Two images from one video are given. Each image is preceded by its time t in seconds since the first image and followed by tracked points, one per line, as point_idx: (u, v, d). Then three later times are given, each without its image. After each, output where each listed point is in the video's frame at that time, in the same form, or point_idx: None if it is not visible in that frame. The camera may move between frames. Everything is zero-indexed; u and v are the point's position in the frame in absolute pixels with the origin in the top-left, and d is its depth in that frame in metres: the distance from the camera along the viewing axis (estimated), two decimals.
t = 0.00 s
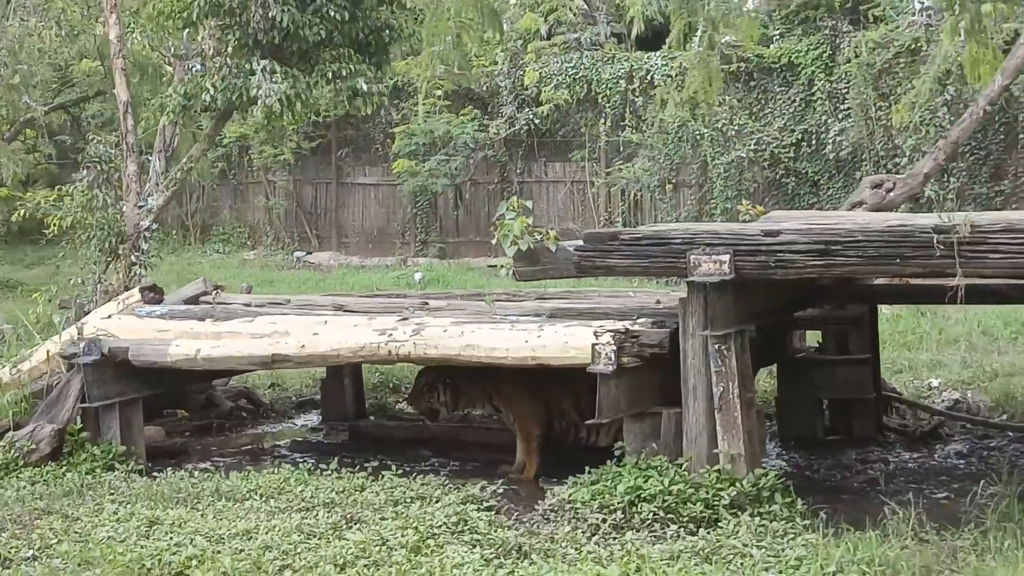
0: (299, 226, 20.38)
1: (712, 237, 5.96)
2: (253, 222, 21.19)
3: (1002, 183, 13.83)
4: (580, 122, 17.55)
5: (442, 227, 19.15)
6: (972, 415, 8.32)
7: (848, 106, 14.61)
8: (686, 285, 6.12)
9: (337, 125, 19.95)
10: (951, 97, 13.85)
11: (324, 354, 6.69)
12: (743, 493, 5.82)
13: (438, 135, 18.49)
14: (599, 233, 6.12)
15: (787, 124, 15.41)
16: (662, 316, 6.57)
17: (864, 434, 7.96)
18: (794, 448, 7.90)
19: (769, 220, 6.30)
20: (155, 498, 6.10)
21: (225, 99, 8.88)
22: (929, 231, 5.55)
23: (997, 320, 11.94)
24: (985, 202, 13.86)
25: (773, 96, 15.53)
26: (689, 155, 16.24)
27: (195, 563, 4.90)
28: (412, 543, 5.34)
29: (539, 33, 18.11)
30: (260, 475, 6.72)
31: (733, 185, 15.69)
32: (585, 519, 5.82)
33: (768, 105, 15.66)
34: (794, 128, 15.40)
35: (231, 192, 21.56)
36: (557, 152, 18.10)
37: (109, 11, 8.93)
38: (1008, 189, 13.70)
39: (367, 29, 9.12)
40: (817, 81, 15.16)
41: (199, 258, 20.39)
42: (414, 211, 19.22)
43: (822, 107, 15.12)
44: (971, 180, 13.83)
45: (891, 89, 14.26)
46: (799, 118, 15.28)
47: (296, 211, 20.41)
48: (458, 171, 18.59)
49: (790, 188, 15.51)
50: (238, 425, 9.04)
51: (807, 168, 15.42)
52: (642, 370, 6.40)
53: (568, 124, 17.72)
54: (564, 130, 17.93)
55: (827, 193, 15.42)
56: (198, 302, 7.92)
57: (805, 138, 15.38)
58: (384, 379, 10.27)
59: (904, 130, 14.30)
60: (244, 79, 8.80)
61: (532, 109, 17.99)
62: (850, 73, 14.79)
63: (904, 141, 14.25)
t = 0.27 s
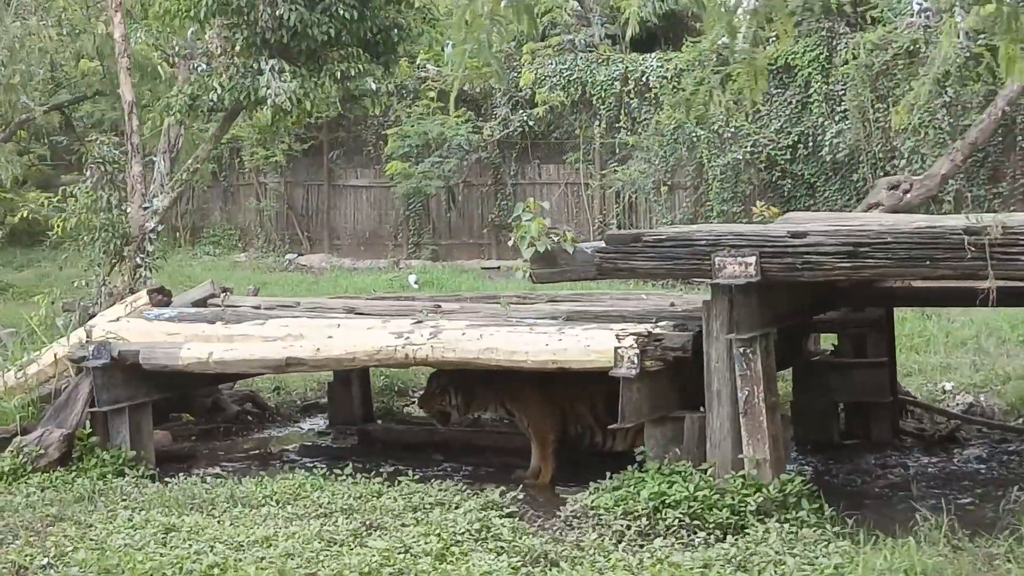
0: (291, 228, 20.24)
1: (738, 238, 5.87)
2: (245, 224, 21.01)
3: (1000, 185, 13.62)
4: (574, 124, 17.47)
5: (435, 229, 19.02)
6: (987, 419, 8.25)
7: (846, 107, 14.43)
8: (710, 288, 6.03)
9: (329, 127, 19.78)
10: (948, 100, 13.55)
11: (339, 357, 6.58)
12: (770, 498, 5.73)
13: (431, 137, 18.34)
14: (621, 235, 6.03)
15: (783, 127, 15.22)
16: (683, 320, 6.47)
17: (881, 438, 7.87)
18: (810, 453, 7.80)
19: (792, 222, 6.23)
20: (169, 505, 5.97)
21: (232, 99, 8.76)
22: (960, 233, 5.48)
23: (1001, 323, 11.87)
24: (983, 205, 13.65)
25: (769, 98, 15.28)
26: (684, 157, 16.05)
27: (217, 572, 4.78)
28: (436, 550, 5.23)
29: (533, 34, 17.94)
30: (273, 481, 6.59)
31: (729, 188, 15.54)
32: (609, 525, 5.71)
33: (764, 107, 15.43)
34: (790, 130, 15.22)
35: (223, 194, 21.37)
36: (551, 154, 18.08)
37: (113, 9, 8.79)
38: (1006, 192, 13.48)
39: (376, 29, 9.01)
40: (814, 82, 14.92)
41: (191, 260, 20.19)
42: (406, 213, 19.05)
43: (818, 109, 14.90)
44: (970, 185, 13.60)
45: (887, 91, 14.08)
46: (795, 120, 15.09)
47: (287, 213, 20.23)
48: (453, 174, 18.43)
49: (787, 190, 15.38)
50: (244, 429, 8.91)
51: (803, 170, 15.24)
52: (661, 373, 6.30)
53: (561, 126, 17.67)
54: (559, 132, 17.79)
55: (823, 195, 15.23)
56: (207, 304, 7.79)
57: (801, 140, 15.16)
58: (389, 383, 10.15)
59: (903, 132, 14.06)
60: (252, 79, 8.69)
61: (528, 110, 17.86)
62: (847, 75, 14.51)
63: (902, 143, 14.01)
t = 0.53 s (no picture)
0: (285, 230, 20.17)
1: (769, 239, 5.78)
2: (240, 225, 20.84)
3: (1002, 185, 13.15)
4: (571, 125, 17.27)
5: (430, 230, 18.87)
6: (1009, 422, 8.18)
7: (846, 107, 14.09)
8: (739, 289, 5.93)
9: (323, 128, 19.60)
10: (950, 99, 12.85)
11: (360, 359, 6.47)
12: (801, 504, 5.63)
13: (427, 138, 18.16)
14: (649, 236, 5.91)
15: (783, 127, 14.86)
16: (710, 322, 6.38)
17: (902, 442, 7.79)
18: (832, 456, 7.72)
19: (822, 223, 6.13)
20: (189, 510, 5.86)
21: (243, 98, 8.64)
22: (997, 233, 5.37)
23: (1010, 325, 11.76)
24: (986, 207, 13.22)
25: (767, 97, 14.77)
26: (683, 155, 15.68)
27: None
28: (465, 557, 5.12)
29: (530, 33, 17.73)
30: (291, 486, 6.47)
31: (728, 190, 15.31)
32: (638, 531, 5.60)
33: (764, 109, 14.99)
34: (790, 131, 14.86)
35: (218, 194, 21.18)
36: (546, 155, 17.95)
37: (122, 6, 8.65)
38: (1007, 192, 13.06)
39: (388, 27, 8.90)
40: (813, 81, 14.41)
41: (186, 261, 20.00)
42: (402, 214, 18.89)
43: (819, 108, 14.48)
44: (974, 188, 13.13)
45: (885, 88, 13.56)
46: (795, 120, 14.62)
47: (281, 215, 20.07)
48: (449, 175, 18.28)
49: (786, 190, 15.09)
50: (255, 432, 8.79)
51: (803, 171, 14.90)
52: (688, 376, 6.21)
53: (558, 127, 17.48)
54: (556, 133, 17.58)
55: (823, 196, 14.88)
56: (219, 305, 7.66)
57: (801, 141, 14.83)
58: (400, 385, 10.03)
59: (905, 133, 13.56)
60: (265, 77, 8.59)
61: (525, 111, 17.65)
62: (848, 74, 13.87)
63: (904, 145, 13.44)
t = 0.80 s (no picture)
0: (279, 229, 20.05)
1: (803, 238, 5.68)
2: (235, 225, 20.65)
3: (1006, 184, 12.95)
4: (569, 124, 17.10)
5: (427, 229, 18.73)
6: None
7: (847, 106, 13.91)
8: (772, 289, 5.84)
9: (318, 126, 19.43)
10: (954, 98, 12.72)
11: (382, 361, 6.35)
12: (836, 508, 5.53)
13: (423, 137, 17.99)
14: (679, 235, 5.82)
15: (783, 126, 14.61)
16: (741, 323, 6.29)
17: (926, 444, 7.71)
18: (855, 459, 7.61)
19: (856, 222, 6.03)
20: (211, 514, 5.73)
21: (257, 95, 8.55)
22: None
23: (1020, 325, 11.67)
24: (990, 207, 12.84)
25: (767, 96, 14.76)
26: (681, 154, 15.59)
27: None
28: (499, 563, 5.00)
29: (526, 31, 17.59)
30: (313, 489, 6.35)
31: (728, 188, 15.08)
32: (671, 535, 5.50)
33: (765, 108, 14.87)
34: (790, 130, 14.61)
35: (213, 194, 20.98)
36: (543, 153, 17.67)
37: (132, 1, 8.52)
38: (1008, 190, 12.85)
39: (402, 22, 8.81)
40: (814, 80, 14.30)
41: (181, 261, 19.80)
42: (398, 213, 18.74)
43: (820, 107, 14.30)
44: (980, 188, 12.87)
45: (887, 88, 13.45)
46: (795, 119, 14.47)
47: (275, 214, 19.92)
48: (445, 173, 18.12)
49: (785, 189, 14.85)
50: (267, 433, 8.67)
51: (804, 171, 14.64)
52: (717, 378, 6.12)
53: (557, 126, 17.30)
54: (554, 132, 17.40)
55: (825, 195, 14.63)
56: (235, 305, 7.54)
57: (802, 140, 14.58)
58: (410, 386, 9.92)
59: (908, 132, 13.43)
60: (279, 74, 8.49)
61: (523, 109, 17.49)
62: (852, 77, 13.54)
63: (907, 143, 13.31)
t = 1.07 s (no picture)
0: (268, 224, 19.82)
1: (830, 233, 5.58)
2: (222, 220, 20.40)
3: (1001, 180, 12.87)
4: (560, 118, 16.94)
5: (417, 224, 18.56)
6: None
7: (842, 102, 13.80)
8: (797, 285, 5.74)
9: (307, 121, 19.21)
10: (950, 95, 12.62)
11: (396, 358, 6.22)
12: (864, 508, 5.43)
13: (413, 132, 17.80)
14: (703, 229, 5.69)
15: (777, 121, 14.52)
16: (762, 320, 6.19)
17: (943, 441, 7.65)
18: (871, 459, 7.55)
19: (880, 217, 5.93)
20: (225, 514, 5.59)
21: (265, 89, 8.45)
22: None
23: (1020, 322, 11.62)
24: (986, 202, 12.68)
25: (762, 91, 14.65)
26: (673, 150, 15.41)
27: None
28: (524, 564, 4.89)
29: (519, 25, 17.63)
30: (325, 488, 6.22)
31: (721, 183, 14.93)
32: (697, 535, 5.39)
33: (759, 102, 14.77)
34: (784, 125, 14.52)
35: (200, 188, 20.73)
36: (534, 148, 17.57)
37: None
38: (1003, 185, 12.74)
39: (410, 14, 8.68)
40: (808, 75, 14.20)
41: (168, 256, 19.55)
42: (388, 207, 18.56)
43: (813, 102, 14.18)
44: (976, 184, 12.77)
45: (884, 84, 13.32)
46: (789, 115, 14.40)
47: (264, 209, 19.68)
48: (436, 168, 17.85)
49: (779, 185, 14.74)
50: (271, 430, 8.52)
51: (797, 166, 14.59)
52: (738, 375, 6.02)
53: (548, 121, 17.13)
54: (545, 126, 17.23)
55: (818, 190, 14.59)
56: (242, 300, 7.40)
57: (795, 136, 14.51)
58: (412, 382, 9.79)
59: (904, 127, 13.34)
60: (285, 66, 8.38)
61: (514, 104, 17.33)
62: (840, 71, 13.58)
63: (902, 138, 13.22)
